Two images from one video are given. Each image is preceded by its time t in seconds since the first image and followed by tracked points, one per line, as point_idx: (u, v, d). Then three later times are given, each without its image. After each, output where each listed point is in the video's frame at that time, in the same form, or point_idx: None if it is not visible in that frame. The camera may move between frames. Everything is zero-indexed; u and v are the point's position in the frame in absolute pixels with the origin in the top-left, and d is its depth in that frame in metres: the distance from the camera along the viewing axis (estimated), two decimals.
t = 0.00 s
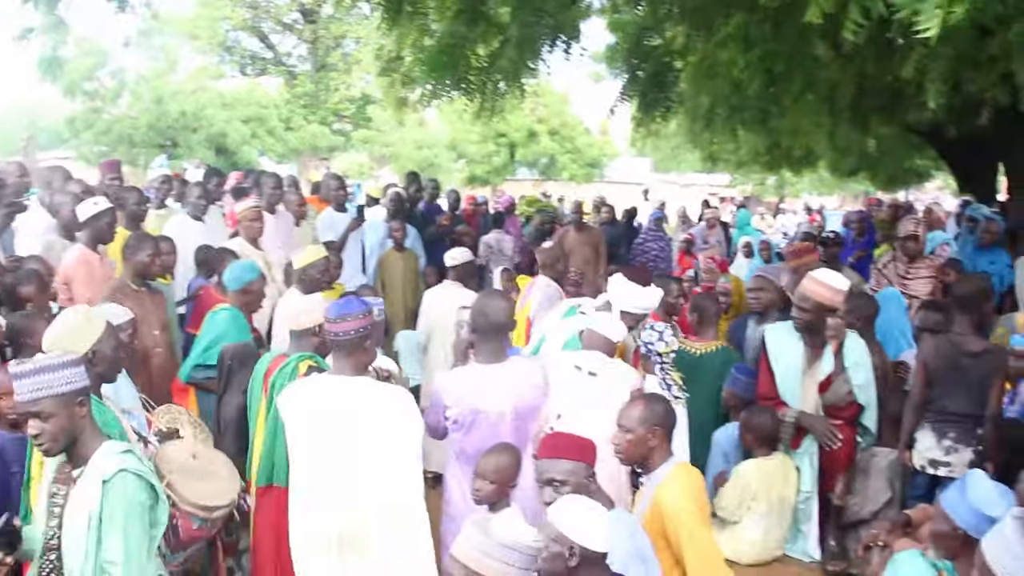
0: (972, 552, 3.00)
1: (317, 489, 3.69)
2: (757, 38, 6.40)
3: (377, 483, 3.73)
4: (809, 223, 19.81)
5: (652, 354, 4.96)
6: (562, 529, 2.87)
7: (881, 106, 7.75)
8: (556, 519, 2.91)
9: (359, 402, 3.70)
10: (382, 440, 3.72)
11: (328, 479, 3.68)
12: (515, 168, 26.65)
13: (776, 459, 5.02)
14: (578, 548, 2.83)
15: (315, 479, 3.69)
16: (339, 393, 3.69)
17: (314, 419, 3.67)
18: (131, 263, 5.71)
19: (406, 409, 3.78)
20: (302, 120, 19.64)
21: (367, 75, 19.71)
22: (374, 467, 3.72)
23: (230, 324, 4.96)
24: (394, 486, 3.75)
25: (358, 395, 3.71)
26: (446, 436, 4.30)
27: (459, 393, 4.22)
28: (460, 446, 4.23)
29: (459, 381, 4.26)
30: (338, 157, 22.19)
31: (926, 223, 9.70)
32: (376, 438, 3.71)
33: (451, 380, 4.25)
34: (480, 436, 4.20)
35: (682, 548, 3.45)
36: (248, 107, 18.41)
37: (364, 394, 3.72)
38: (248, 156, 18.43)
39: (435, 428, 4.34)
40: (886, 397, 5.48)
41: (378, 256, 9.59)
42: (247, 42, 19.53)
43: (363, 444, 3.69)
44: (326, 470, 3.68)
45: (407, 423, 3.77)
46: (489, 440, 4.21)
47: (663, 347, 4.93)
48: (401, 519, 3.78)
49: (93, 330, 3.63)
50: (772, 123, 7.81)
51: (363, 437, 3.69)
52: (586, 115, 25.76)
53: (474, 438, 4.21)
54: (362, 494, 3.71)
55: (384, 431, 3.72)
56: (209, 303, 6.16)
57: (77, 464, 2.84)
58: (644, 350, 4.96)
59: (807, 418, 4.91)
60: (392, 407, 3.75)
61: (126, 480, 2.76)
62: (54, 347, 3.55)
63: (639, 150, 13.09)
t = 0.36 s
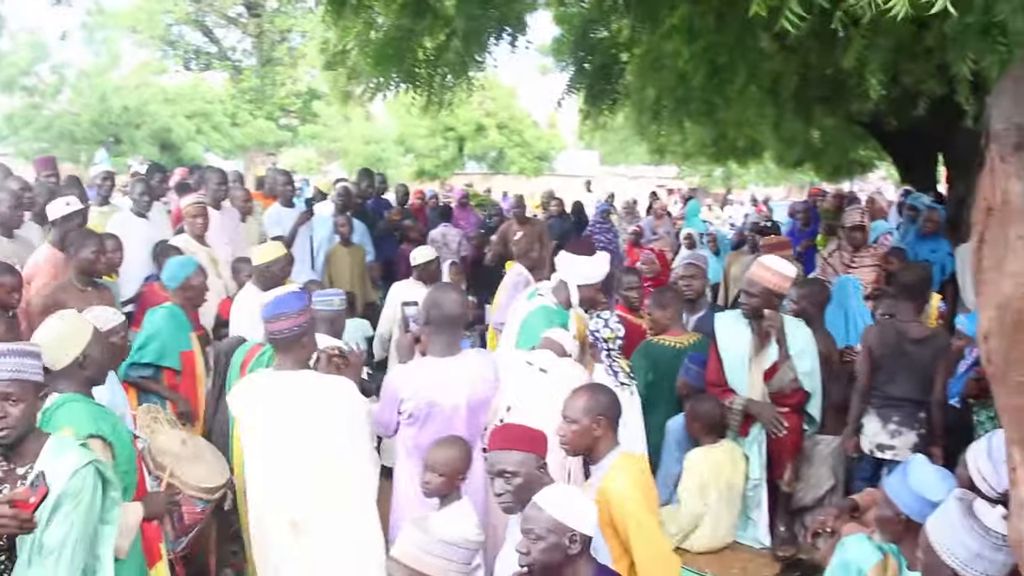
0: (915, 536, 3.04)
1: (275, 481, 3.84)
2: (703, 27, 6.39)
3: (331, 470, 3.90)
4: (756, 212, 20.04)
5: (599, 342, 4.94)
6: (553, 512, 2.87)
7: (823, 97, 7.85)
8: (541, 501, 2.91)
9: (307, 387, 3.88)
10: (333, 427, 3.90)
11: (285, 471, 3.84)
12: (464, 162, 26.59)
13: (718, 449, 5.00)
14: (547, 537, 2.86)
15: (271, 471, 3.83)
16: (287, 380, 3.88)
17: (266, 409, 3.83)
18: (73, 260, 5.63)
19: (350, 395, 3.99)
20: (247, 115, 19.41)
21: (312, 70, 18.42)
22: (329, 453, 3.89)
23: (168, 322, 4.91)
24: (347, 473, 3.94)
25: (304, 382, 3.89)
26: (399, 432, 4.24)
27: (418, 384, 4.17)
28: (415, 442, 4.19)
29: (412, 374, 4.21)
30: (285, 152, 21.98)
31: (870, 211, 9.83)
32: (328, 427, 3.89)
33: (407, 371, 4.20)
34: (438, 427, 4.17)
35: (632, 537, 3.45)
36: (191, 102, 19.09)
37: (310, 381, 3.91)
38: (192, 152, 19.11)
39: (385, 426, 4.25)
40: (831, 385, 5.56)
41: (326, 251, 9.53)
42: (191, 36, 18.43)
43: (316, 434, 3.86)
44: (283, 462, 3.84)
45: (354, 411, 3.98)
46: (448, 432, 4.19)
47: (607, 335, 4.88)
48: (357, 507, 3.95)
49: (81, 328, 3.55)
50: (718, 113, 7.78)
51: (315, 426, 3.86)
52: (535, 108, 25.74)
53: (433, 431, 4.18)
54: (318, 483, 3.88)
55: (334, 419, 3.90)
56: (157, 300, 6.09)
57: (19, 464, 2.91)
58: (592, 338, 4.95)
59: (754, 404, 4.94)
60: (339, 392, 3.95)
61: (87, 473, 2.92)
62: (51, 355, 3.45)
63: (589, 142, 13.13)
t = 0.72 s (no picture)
0: (879, 525, 3.07)
1: (239, 478, 3.89)
2: (661, 28, 6.38)
3: (294, 471, 3.92)
4: (719, 208, 20.18)
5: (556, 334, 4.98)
6: (538, 510, 2.87)
7: (785, 93, 7.91)
8: (523, 499, 2.92)
9: (272, 385, 3.86)
10: (297, 427, 3.90)
11: (248, 471, 3.88)
12: (429, 159, 26.60)
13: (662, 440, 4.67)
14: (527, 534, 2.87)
15: (238, 468, 3.87)
16: (255, 376, 3.86)
17: (231, 407, 3.84)
18: (34, 265, 5.55)
19: (321, 393, 3.97)
20: (209, 113, 19.30)
21: (276, 68, 18.53)
22: (291, 453, 3.89)
23: (128, 319, 4.87)
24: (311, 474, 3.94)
25: (271, 379, 3.87)
26: (374, 432, 4.19)
27: (395, 383, 4.13)
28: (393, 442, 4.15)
29: (386, 374, 4.17)
30: (249, 151, 21.85)
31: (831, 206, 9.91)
32: (291, 428, 3.88)
33: (382, 372, 4.16)
34: (416, 427, 4.13)
35: (595, 533, 3.46)
36: (154, 99, 18.64)
37: (278, 378, 3.88)
38: (155, 151, 18.72)
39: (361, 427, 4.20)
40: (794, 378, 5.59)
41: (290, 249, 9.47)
42: (152, 34, 18.88)
43: (280, 434, 3.87)
44: (246, 461, 3.87)
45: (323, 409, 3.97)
46: (425, 431, 4.15)
47: (563, 323, 4.99)
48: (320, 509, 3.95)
49: (107, 327, 3.64)
50: (680, 108, 7.98)
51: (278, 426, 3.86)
52: (499, 104, 25.82)
53: (411, 430, 4.15)
54: (280, 483, 3.90)
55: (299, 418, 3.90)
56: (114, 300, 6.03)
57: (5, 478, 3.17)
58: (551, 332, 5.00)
59: (720, 398, 4.96)
60: (309, 389, 3.93)
61: (79, 490, 3.18)
62: (83, 347, 3.58)
63: (553, 139, 13.17)
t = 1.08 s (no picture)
0: (844, 523, 3.10)
1: (215, 477, 4.03)
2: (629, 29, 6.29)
3: (268, 475, 4.03)
4: (685, 209, 20.32)
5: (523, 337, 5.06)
6: (496, 522, 2.86)
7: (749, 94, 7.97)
8: (483, 511, 2.90)
9: (255, 388, 4.00)
10: (274, 433, 4.02)
11: (224, 472, 4.02)
12: (396, 161, 26.51)
13: (611, 441, 4.69)
14: (497, 547, 2.86)
15: (215, 462, 4.02)
16: (244, 377, 4.01)
17: (214, 407, 4.00)
18: None
19: (306, 399, 4.11)
20: (173, 116, 19.13)
21: (242, 70, 18.21)
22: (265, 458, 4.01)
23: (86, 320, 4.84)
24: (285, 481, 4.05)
25: (255, 382, 4.01)
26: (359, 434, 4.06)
27: (382, 385, 4.00)
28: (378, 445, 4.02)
29: (372, 375, 4.03)
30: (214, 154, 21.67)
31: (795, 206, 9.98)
32: (268, 433, 4.01)
33: (368, 373, 4.02)
34: (402, 430, 4.00)
35: (563, 535, 3.46)
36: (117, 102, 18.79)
37: (261, 381, 4.01)
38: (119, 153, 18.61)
39: (344, 430, 4.07)
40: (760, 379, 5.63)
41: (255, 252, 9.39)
42: (115, 35, 18.56)
43: (258, 438, 4.00)
44: (223, 461, 4.01)
45: (304, 416, 4.08)
46: (409, 433, 4.03)
47: (526, 323, 5.01)
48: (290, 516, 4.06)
49: (106, 327, 3.80)
50: (645, 110, 8.01)
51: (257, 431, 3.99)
52: (465, 106, 25.79)
53: (395, 434, 4.01)
54: (254, 487, 4.02)
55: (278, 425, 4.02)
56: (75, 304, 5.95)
57: None
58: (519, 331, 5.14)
59: (687, 399, 4.98)
60: (293, 396, 4.08)
61: (39, 514, 3.27)
62: (85, 349, 3.75)
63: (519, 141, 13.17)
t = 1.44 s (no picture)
0: (815, 527, 3.12)
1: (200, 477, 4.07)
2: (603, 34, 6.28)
3: (250, 465, 4.03)
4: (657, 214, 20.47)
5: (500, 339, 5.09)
6: (437, 534, 2.83)
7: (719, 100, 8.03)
8: (429, 532, 2.86)
9: (241, 387, 4.04)
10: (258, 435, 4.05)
11: (210, 465, 4.04)
12: (368, 166, 26.49)
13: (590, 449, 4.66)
14: (441, 560, 2.82)
15: (199, 451, 4.04)
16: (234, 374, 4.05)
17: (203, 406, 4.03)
18: None
19: (291, 395, 4.13)
20: (143, 119, 19.03)
21: (213, 73, 18.21)
22: (246, 462, 4.03)
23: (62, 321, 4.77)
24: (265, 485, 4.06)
25: (240, 371, 4.05)
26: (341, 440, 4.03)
27: (365, 390, 3.97)
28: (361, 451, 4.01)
29: (354, 380, 4.01)
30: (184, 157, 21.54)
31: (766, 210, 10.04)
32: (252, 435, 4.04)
33: (351, 378, 3.99)
34: (385, 435, 3.99)
35: (537, 540, 3.46)
36: (86, 105, 18.56)
37: (246, 372, 4.06)
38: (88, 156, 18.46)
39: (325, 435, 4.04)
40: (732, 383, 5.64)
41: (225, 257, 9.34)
42: (83, 38, 18.48)
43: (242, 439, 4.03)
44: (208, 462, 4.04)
45: (289, 411, 4.10)
46: (392, 437, 4.01)
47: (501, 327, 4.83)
48: (270, 521, 4.08)
49: (87, 328, 3.95)
50: (617, 115, 8.06)
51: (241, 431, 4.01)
52: (438, 111, 25.81)
53: (378, 439, 4.01)
54: (234, 490, 4.03)
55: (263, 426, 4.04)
56: (44, 309, 5.91)
57: None
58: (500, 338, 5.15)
59: (658, 403, 4.98)
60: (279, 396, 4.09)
61: None
62: (63, 343, 3.87)
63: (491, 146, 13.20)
